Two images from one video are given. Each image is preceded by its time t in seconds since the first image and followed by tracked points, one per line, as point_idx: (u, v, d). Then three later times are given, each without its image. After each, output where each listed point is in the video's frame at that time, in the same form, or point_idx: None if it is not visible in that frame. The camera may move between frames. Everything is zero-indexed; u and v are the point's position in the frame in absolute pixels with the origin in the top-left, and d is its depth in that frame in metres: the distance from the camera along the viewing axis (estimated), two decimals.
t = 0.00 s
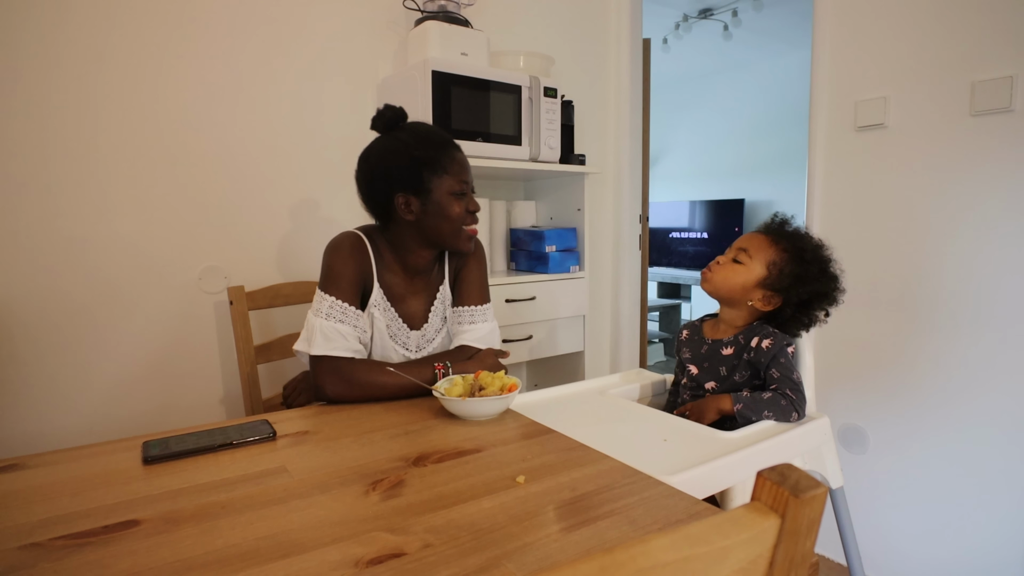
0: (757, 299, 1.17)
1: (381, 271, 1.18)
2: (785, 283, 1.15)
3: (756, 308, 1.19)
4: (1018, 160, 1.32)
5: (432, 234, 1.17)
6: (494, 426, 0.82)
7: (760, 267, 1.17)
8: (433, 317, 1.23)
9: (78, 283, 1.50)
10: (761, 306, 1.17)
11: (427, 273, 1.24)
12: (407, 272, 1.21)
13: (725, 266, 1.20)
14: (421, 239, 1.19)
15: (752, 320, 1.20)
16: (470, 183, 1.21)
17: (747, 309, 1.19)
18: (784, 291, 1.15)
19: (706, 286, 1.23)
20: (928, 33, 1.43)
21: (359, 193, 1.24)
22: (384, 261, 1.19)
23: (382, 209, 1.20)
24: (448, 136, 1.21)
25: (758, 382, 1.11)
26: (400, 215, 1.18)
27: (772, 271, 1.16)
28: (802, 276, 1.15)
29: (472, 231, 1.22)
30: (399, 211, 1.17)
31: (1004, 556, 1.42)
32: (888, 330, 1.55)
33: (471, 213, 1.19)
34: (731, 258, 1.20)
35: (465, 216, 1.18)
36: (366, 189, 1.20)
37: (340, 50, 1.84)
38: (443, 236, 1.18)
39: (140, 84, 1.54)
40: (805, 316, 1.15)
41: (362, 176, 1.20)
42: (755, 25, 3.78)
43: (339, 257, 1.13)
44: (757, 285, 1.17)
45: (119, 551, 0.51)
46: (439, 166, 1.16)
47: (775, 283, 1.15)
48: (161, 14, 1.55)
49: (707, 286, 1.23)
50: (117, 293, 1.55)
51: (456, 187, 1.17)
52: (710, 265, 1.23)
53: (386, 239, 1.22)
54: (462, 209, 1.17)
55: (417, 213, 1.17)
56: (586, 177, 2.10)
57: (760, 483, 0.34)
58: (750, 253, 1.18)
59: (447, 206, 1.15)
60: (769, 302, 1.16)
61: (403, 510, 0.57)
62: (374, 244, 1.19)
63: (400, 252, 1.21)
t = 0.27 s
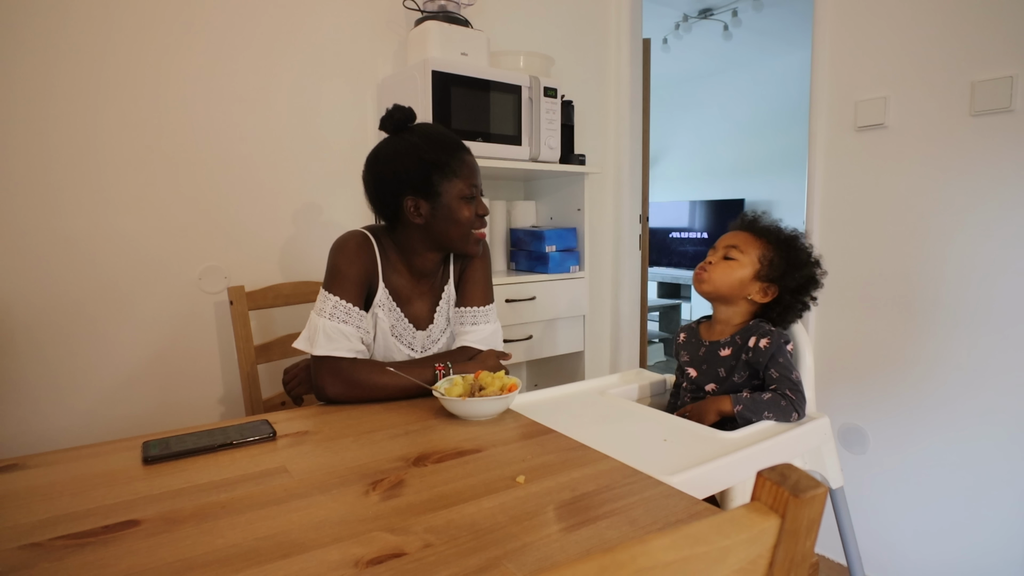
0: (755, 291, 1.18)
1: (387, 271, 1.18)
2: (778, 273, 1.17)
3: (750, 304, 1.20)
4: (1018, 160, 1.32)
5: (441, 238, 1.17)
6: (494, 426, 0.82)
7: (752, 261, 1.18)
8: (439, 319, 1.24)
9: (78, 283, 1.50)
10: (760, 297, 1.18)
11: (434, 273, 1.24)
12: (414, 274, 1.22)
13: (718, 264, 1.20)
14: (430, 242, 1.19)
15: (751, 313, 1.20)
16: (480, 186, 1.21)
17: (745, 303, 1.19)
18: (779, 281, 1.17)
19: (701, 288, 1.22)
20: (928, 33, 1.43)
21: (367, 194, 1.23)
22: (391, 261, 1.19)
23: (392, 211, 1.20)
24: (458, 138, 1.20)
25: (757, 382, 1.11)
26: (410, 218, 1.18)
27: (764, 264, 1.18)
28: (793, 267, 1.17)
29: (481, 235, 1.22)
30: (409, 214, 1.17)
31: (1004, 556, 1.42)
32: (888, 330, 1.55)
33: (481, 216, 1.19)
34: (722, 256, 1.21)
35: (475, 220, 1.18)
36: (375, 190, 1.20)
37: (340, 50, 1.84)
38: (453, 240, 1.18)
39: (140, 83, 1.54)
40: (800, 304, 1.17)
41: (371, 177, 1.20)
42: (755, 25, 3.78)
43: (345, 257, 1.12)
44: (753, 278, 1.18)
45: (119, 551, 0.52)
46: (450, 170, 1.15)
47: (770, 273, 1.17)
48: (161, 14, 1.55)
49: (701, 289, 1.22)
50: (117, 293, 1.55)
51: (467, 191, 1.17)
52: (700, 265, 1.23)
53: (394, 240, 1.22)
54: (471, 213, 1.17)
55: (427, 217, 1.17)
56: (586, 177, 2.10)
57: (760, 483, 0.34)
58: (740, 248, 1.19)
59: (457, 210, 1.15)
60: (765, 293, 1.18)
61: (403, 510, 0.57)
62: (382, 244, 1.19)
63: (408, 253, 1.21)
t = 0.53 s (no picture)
0: (754, 293, 1.18)
1: (388, 271, 1.18)
2: (774, 273, 1.18)
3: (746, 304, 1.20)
4: (1018, 159, 1.32)
5: (443, 239, 1.17)
6: (494, 426, 0.82)
7: (751, 262, 1.18)
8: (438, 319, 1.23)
9: (78, 283, 1.50)
10: (758, 298, 1.18)
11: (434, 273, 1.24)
12: (415, 275, 1.22)
13: (719, 266, 1.18)
14: (430, 243, 1.19)
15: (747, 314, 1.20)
16: (481, 186, 1.21)
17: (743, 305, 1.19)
18: (776, 281, 1.18)
19: (700, 291, 1.20)
20: (928, 33, 1.43)
21: (368, 196, 1.23)
22: (392, 262, 1.19)
23: (392, 212, 1.19)
24: (458, 139, 1.20)
25: (754, 382, 1.11)
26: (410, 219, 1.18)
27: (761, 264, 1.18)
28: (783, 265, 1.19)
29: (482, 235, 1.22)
30: (410, 215, 1.17)
31: (1004, 556, 1.42)
32: (888, 330, 1.55)
33: (482, 217, 1.19)
34: (722, 257, 1.19)
35: (476, 220, 1.18)
36: (375, 192, 1.20)
37: (340, 50, 1.83)
38: (454, 240, 1.18)
39: (140, 84, 1.54)
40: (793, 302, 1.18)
41: (371, 179, 1.20)
42: (755, 25, 3.78)
43: (345, 257, 1.12)
44: (751, 279, 1.18)
45: (119, 551, 0.51)
46: (450, 170, 1.15)
47: (766, 273, 1.18)
48: (161, 14, 1.55)
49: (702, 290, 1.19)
50: (117, 293, 1.55)
51: (467, 192, 1.17)
52: (697, 266, 1.20)
53: (395, 241, 1.22)
54: (472, 213, 1.17)
55: (428, 218, 1.16)
56: (586, 177, 2.10)
57: (760, 483, 0.34)
58: (740, 249, 1.18)
59: (457, 211, 1.15)
60: (763, 293, 1.18)
61: (403, 510, 0.57)
62: (383, 244, 1.19)
63: (409, 255, 1.21)
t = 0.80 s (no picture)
0: (757, 294, 1.17)
1: (386, 272, 1.18)
2: (775, 275, 1.18)
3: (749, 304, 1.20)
4: (1018, 159, 1.32)
5: (438, 238, 1.17)
6: (494, 426, 0.82)
7: (758, 262, 1.18)
8: (438, 320, 1.24)
9: (78, 283, 1.50)
10: (760, 300, 1.18)
11: (433, 273, 1.24)
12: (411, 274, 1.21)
13: (733, 265, 1.15)
14: (426, 243, 1.19)
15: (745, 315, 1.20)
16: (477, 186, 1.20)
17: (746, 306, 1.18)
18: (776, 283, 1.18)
19: (711, 288, 1.17)
20: (928, 33, 1.43)
21: (363, 196, 1.23)
22: (390, 262, 1.20)
23: (388, 212, 1.19)
24: (453, 138, 1.20)
25: (754, 380, 1.11)
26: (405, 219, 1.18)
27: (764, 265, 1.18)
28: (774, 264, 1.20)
29: (478, 235, 1.21)
30: (404, 215, 1.17)
31: (1004, 556, 1.42)
32: (888, 330, 1.55)
33: (478, 216, 1.19)
34: (735, 257, 1.16)
35: (471, 220, 1.17)
36: (370, 191, 1.20)
37: (340, 50, 1.84)
38: (448, 240, 1.17)
39: (141, 84, 1.54)
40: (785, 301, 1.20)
41: (366, 178, 1.20)
42: (755, 26, 3.78)
43: (343, 257, 1.12)
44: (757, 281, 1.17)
45: (119, 551, 0.52)
46: (443, 169, 1.15)
47: (768, 275, 1.18)
48: (161, 14, 1.55)
49: (714, 288, 1.16)
50: (117, 293, 1.55)
51: (463, 191, 1.16)
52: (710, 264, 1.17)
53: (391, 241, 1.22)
54: (467, 212, 1.17)
55: (422, 217, 1.16)
56: (586, 177, 2.10)
57: (760, 483, 0.34)
58: (751, 251, 1.17)
59: (452, 210, 1.15)
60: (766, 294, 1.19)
61: (403, 510, 0.57)
62: (380, 245, 1.19)
63: (405, 255, 1.21)
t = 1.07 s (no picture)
0: (755, 293, 1.17)
1: (383, 270, 1.18)
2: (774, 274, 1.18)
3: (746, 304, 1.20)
4: (1018, 159, 1.32)
5: (402, 233, 1.15)
6: (494, 426, 0.82)
7: (756, 263, 1.18)
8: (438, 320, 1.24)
9: (78, 283, 1.50)
10: (758, 299, 1.18)
11: (433, 272, 1.23)
12: (400, 274, 1.20)
13: (730, 265, 1.15)
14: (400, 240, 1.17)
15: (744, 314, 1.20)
16: (452, 184, 1.14)
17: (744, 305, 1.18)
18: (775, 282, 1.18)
19: (709, 289, 1.16)
20: (928, 33, 1.43)
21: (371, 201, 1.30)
22: (389, 261, 1.19)
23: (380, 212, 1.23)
24: (442, 138, 1.18)
25: (753, 380, 1.12)
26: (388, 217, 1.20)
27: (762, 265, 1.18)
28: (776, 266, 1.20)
29: (442, 234, 1.13)
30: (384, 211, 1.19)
31: (1004, 556, 1.42)
32: (888, 330, 1.55)
33: (442, 213, 1.12)
34: (733, 257, 1.16)
35: (431, 215, 1.12)
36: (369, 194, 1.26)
37: (340, 50, 1.84)
38: (409, 234, 1.14)
39: (141, 83, 1.54)
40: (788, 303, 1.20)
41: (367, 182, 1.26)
42: (755, 26, 3.78)
43: (343, 257, 1.12)
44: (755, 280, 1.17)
45: (119, 551, 0.51)
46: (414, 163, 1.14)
47: (766, 274, 1.18)
48: (161, 14, 1.55)
49: (710, 289, 1.16)
50: (117, 293, 1.55)
51: (426, 186, 1.13)
52: (707, 265, 1.17)
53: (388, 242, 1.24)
54: (427, 208, 1.12)
55: (395, 212, 1.16)
56: (586, 177, 2.10)
57: (760, 483, 0.34)
58: (748, 250, 1.16)
59: (410, 203, 1.12)
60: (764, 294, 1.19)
61: (403, 510, 0.57)
62: (379, 243, 1.19)
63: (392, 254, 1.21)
